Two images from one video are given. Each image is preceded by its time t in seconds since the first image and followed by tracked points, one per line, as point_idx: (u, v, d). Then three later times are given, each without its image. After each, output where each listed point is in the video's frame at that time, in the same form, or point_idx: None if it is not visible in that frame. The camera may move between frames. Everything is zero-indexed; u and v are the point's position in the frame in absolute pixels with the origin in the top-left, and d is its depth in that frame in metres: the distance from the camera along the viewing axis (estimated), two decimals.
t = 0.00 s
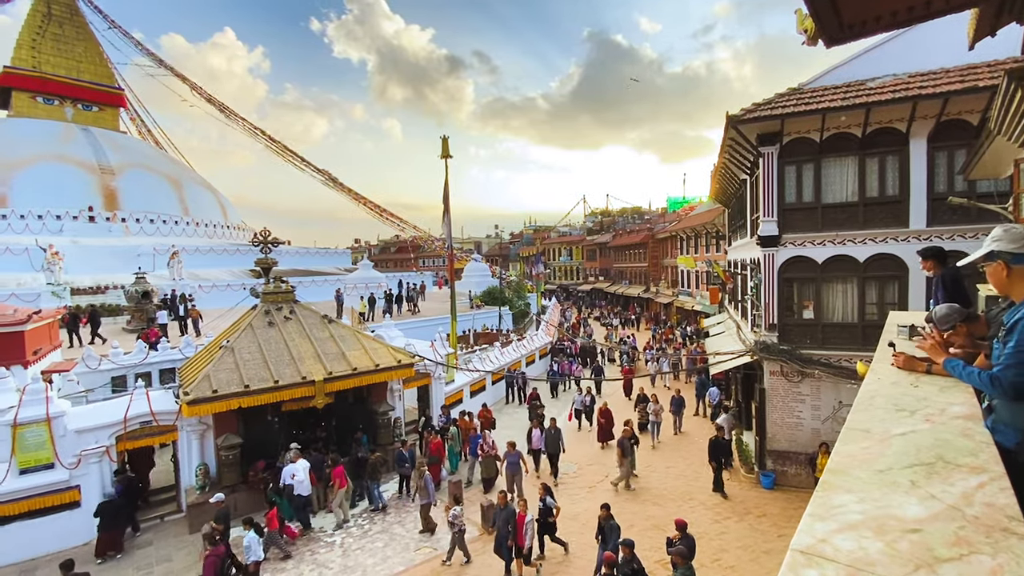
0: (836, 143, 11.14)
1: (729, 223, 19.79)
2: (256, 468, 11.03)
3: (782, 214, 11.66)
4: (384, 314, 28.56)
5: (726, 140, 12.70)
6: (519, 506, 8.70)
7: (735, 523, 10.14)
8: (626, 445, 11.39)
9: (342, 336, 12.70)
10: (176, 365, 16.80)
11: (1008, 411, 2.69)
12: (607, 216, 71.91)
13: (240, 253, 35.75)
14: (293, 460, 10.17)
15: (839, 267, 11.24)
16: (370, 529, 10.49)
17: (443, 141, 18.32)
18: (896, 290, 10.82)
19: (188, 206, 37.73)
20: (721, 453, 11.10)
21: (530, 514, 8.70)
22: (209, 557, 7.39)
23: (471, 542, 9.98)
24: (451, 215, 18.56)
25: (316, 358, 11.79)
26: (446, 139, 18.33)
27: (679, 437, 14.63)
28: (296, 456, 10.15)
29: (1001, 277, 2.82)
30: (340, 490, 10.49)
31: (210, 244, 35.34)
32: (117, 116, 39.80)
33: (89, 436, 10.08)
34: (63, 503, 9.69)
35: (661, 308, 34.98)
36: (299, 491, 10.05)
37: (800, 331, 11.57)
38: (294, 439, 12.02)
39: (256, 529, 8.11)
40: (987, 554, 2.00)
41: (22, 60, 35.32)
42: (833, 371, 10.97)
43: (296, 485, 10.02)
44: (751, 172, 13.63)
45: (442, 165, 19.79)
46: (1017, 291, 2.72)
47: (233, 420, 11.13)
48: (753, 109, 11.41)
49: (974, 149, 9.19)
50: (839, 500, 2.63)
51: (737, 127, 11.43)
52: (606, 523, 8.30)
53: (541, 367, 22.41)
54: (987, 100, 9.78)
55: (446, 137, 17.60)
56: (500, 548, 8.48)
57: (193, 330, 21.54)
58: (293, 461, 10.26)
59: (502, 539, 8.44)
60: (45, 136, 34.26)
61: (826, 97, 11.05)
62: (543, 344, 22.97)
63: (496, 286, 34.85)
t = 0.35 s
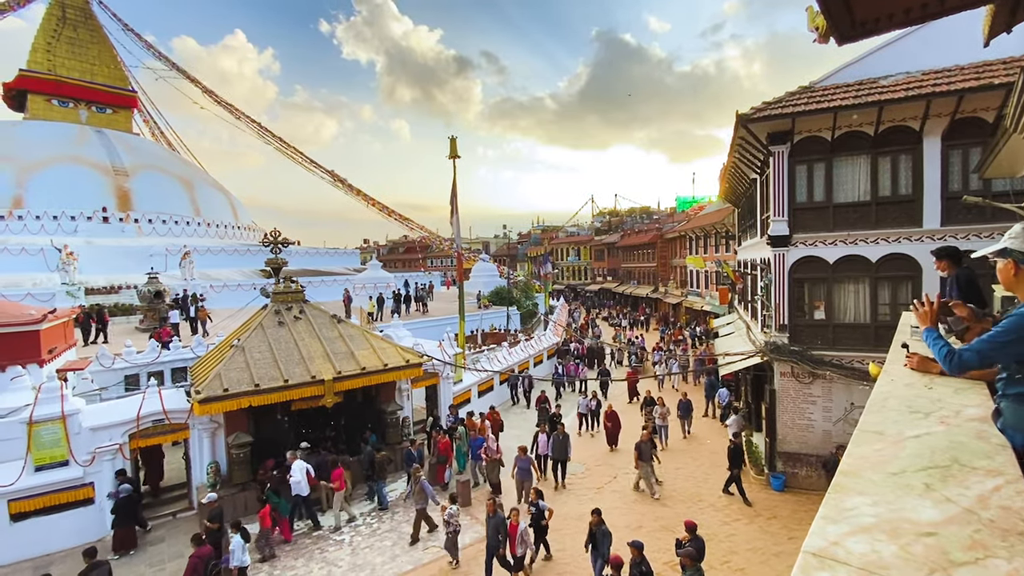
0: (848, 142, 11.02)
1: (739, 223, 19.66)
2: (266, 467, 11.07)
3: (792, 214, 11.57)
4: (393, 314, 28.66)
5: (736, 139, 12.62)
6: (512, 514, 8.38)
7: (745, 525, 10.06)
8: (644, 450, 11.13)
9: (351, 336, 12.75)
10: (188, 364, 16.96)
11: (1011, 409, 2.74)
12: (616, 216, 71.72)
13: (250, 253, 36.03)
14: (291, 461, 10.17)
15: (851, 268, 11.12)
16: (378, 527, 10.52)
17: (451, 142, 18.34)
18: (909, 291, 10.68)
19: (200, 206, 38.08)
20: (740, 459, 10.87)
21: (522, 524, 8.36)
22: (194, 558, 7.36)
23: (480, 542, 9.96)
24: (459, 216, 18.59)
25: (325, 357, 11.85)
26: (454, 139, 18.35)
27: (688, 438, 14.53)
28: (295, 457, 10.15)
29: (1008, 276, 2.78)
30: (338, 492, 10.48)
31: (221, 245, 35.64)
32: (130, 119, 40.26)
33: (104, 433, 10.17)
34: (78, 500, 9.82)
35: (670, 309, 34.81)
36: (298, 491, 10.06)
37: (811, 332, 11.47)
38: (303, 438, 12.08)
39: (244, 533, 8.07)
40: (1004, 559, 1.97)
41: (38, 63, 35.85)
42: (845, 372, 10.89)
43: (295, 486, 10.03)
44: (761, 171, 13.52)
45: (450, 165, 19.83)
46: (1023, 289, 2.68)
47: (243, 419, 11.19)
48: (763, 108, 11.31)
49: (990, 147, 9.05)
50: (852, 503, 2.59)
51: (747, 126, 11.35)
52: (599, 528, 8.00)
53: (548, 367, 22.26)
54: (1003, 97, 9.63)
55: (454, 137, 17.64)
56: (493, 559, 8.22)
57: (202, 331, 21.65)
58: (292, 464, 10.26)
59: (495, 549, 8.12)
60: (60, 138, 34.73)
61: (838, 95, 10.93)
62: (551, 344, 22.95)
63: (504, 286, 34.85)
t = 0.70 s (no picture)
0: (860, 141, 10.90)
1: (749, 222, 19.50)
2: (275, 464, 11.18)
3: (804, 213, 11.47)
4: (401, 314, 28.73)
5: (746, 138, 12.53)
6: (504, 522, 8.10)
7: (755, 527, 9.98)
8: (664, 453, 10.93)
9: (360, 335, 12.80)
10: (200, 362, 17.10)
11: None
12: (624, 216, 71.42)
13: (261, 253, 36.29)
14: (287, 459, 10.36)
15: (863, 267, 11.01)
16: (387, 526, 10.56)
17: (460, 142, 18.33)
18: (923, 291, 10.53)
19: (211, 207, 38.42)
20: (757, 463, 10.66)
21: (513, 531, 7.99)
22: (179, 553, 7.48)
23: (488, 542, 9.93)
24: (468, 216, 18.58)
25: (335, 356, 11.91)
26: (462, 140, 18.33)
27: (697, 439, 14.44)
28: (291, 457, 10.28)
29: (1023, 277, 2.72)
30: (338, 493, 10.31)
31: (232, 245, 35.92)
32: (143, 120, 40.69)
33: (118, 430, 10.30)
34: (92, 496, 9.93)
35: (679, 309, 34.60)
36: (293, 490, 10.22)
37: (823, 332, 11.37)
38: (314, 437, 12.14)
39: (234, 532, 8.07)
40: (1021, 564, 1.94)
41: (53, 66, 36.29)
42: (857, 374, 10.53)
43: (290, 484, 10.22)
44: (772, 170, 13.40)
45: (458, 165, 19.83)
46: None
47: (254, 417, 11.28)
48: (774, 106, 11.20)
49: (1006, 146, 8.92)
50: (865, 504, 2.56)
51: (758, 124, 11.24)
52: (593, 539, 7.63)
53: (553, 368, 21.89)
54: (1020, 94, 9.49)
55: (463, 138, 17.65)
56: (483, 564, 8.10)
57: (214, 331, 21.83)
58: (288, 463, 10.42)
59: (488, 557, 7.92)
60: (74, 139, 35.18)
61: (850, 92, 10.81)
62: (560, 344, 22.90)
63: (512, 286, 34.82)
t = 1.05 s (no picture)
0: (874, 138, 10.77)
1: (760, 221, 19.32)
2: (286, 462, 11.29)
3: (815, 211, 11.34)
4: (410, 314, 28.81)
5: (757, 136, 12.41)
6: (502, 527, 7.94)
7: (766, 529, 9.89)
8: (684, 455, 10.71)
9: (370, 334, 12.83)
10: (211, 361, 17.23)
11: None
12: (633, 215, 71.11)
13: (272, 253, 36.52)
14: (286, 457, 10.40)
15: (876, 267, 10.88)
16: (396, 524, 10.57)
17: (468, 141, 18.33)
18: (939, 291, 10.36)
19: (223, 207, 38.69)
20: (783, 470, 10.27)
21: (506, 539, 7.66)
22: (168, 552, 7.61)
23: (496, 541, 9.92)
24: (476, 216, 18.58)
25: (345, 355, 11.94)
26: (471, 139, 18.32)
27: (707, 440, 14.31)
28: (290, 453, 10.31)
29: None
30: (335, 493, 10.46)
31: (243, 245, 36.18)
32: (156, 122, 41.12)
33: (132, 428, 10.40)
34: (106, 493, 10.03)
35: (688, 309, 34.41)
36: (293, 487, 10.28)
37: (835, 332, 11.24)
38: (324, 435, 12.18)
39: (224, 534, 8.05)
40: None
41: (68, 69, 36.74)
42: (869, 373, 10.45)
43: (290, 481, 10.28)
44: (783, 169, 13.27)
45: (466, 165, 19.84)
46: None
47: (265, 416, 11.35)
48: (786, 104, 11.08)
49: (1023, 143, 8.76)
50: (881, 507, 2.51)
51: (769, 122, 11.14)
52: (585, 545, 7.38)
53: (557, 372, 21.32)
54: None
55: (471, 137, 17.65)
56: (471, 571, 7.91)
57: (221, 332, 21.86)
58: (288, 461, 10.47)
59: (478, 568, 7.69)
60: (89, 141, 35.60)
61: (864, 90, 10.68)
62: (568, 344, 22.84)
63: (521, 286, 34.77)
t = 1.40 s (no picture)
0: (888, 136, 10.62)
1: (771, 220, 19.14)
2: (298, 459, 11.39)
3: (828, 210, 11.20)
4: (419, 313, 28.91)
5: (769, 134, 12.30)
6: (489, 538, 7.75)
7: (777, 530, 9.79)
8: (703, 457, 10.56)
9: (380, 333, 12.85)
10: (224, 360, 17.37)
11: None
12: (642, 214, 70.80)
13: (283, 253, 36.75)
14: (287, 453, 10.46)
15: (891, 267, 10.73)
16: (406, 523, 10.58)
17: (477, 141, 18.37)
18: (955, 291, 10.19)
19: (235, 207, 38.98)
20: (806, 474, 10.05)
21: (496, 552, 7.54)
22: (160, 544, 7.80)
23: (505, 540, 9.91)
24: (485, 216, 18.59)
25: (354, 354, 11.97)
26: (480, 139, 18.31)
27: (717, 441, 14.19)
28: (290, 450, 10.31)
29: None
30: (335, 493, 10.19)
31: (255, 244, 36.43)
32: (170, 123, 41.58)
33: (146, 426, 10.47)
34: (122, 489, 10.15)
35: (698, 308, 34.19)
36: (293, 482, 10.32)
37: (849, 333, 11.10)
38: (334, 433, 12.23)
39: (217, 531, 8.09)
40: None
41: (84, 72, 37.26)
42: (885, 376, 10.31)
43: (290, 476, 10.32)
44: (795, 167, 13.14)
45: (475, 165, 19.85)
46: None
47: (277, 414, 11.41)
48: (798, 101, 10.95)
49: None
50: (897, 510, 2.46)
51: (781, 120, 11.02)
52: (574, 552, 7.29)
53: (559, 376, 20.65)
54: None
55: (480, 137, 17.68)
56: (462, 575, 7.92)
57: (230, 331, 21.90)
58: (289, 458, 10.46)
59: None
60: (104, 142, 36.04)
61: (878, 86, 10.54)
62: (577, 344, 22.79)
63: (529, 286, 34.73)
